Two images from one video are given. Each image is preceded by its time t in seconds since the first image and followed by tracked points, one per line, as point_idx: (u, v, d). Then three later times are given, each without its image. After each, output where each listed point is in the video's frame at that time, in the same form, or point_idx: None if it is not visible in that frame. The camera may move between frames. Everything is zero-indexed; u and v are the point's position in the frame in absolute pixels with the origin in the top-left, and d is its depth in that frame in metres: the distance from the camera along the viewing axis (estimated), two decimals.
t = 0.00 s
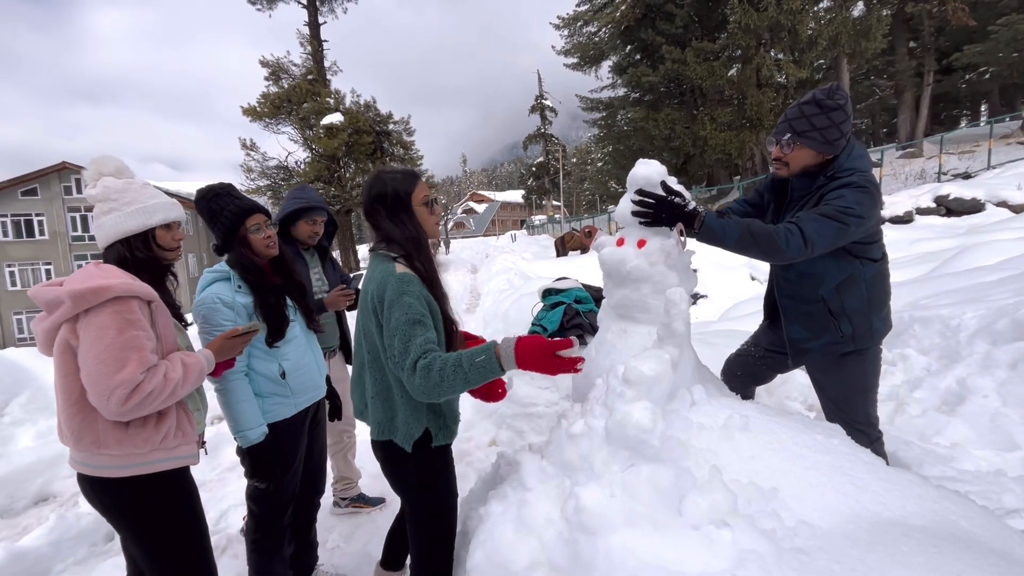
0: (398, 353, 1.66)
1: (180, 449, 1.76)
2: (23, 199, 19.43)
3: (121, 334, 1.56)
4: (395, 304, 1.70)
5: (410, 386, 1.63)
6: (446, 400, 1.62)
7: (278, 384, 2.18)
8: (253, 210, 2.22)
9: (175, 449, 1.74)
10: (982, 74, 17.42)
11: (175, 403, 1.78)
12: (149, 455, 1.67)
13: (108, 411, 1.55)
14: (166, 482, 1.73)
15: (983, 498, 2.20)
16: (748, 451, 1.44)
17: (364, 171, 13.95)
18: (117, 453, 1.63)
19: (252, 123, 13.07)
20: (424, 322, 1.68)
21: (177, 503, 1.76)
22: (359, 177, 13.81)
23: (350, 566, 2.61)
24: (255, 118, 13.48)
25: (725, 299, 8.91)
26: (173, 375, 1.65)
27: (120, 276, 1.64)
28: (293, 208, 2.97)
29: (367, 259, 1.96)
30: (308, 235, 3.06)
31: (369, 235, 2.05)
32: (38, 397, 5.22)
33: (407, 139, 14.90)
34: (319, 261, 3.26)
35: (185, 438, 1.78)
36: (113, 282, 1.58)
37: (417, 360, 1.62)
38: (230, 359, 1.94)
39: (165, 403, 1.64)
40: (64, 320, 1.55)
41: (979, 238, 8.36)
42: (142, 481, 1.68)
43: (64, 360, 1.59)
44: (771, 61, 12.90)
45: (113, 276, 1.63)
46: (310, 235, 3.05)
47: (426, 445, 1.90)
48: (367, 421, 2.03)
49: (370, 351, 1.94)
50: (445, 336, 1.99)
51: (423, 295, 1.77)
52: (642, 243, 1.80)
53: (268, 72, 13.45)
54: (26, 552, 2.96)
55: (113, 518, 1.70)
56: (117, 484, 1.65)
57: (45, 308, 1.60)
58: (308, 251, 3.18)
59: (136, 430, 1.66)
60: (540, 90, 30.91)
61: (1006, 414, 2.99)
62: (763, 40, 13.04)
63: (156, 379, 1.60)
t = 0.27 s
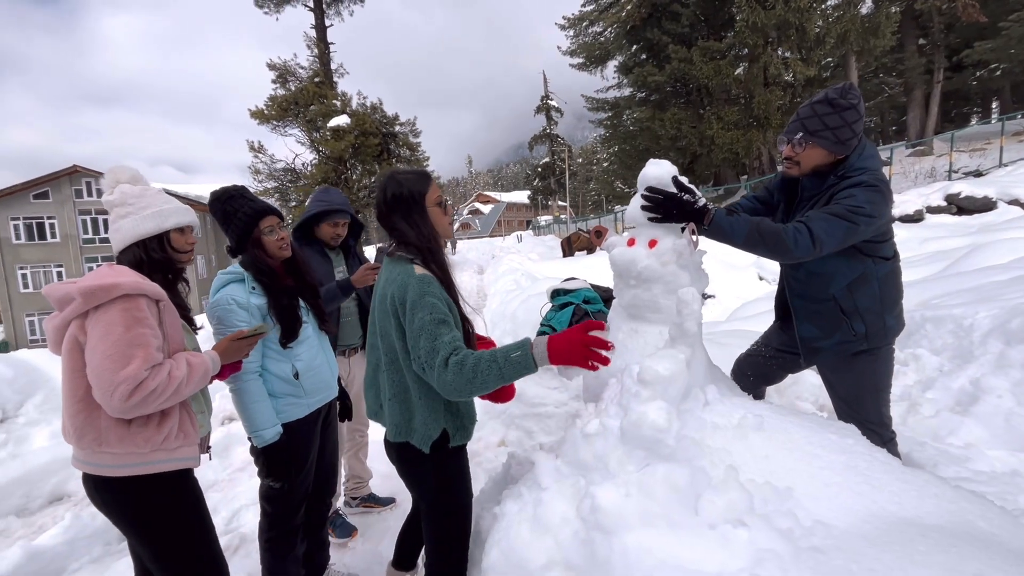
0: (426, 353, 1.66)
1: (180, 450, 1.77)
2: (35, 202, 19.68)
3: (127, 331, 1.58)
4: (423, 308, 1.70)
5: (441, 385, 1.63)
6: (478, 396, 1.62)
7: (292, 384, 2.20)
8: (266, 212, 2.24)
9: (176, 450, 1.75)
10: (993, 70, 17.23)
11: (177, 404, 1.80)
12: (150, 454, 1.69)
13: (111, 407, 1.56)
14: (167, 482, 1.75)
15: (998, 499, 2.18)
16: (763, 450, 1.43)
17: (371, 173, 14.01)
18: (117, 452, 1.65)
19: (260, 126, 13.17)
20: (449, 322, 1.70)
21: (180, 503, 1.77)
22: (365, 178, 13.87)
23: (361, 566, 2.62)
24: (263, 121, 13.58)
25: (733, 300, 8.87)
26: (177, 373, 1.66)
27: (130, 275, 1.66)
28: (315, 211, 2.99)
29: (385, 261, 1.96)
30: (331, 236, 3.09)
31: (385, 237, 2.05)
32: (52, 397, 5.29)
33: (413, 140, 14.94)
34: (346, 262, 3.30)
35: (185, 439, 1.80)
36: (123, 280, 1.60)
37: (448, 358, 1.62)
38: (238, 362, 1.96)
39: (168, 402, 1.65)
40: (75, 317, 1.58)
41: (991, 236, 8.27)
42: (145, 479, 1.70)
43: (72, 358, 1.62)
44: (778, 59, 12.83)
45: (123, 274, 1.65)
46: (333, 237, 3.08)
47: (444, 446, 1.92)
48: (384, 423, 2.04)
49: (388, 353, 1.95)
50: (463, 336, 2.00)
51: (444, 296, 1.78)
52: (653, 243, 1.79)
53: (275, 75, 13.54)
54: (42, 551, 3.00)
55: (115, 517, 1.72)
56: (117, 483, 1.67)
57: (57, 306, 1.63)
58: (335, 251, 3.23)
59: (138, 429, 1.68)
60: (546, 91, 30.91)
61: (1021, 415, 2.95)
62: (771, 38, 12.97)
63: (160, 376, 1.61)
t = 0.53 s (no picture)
0: (446, 356, 1.67)
1: (189, 445, 1.79)
2: (42, 205, 19.85)
3: (139, 327, 1.61)
4: (444, 309, 1.71)
5: (463, 386, 1.65)
6: (501, 393, 1.64)
7: (300, 381, 2.22)
8: (273, 212, 2.27)
9: (186, 445, 1.78)
10: (999, 66, 17.10)
11: (186, 399, 1.82)
12: (159, 449, 1.71)
13: (124, 402, 1.59)
14: (176, 476, 1.77)
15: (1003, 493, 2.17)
16: (765, 443, 1.44)
17: (374, 174, 14.05)
18: (129, 446, 1.67)
19: (264, 128, 13.25)
20: (467, 323, 1.72)
21: (188, 498, 1.80)
22: (369, 179, 13.91)
23: (367, 563, 2.65)
24: (267, 123, 13.65)
25: (737, 298, 8.85)
26: (187, 368, 1.69)
27: (139, 273, 1.69)
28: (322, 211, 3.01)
29: (398, 259, 1.97)
30: (339, 236, 3.11)
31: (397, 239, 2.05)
32: (62, 398, 5.35)
33: (416, 140, 14.97)
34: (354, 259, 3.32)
35: (194, 435, 1.82)
36: (133, 278, 1.63)
37: (469, 359, 1.64)
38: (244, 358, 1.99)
39: (178, 397, 1.68)
40: (86, 314, 1.60)
41: (997, 233, 8.23)
42: (154, 474, 1.72)
43: (84, 355, 1.64)
44: (782, 57, 12.80)
45: (132, 272, 1.68)
46: (340, 237, 3.11)
47: (458, 444, 1.94)
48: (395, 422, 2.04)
49: (401, 352, 1.96)
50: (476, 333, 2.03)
51: (460, 297, 1.79)
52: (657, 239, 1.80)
53: (279, 77, 13.61)
54: (54, 547, 3.04)
55: (124, 511, 1.74)
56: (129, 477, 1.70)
57: (67, 304, 1.65)
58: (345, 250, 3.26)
59: (149, 424, 1.70)
60: (549, 91, 30.91)
61: None
62: (774, 35, 12.93)
63: (172, 371, 1.64)
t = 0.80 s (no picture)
0: (456, 354, 1.71)
1: (197, 441, 1.82)
2: (46, 208, 19.95)
3: (145, 328, 1.64)
4: (452, 310, 1.74)
5: (474, 383, 1.69)
6: (507, 391, 1.68)
7: (304, 380, 2.25)
8: (279, 213, 2.31)
9: (194, 441, 1.81)
10: (1001, 62, 17.04)
11: (193, 397, 1.85)
12: (167, 445, 1.74)
13: (133, 401, 1.62)
14: (184, 472, 1.80)
15: (1000, 487, 2.19)
16: (759, 437, 1.46)
17: (376, 175, 14.07)
18: (139, 444, 1.70)
19: (266, 129, 13.29)
20: (476, 321, 1.75)
21: (196, 494, 1.82)
22: (371, 180, 13.94)
23: (371, 560, 2.68)
24: (268, 125, 13.70)
25: (738, 296, 8.86)
26: (193, 367, 1.72)
27: (143, 274, 1.72)
28: (325, 216, 3.01)
29: (405, 258, 1.99)
30: (346, 239, 3.13)
31: (402, 238, 2.07)
32: (67, 398, 5.39)
33: (417, 141, 15.00)
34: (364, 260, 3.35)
35: (201, 431, 1.85)
36: (137, 280, 1.66)
37: (478, 359, 1.67)
38: (247, 355, 2.02)
39: (185, 394, 1.71)
40: (93, 316, 1.63)
41: (999, 230, 8.21)
42: (163, 470, 1.75)
43: (91, 356, 1.67)
44: (783, 54, 12.79)
45: (136, 274, 1.71)
46: (347, 240, 3.13)
47: (465, 440, 1.97)
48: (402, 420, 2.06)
49: (408, 350, 1.97)
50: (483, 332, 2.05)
51: (469, 296, 1.82)
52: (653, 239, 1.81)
53: (280, 79, 13.66)
54: (62, 545, 3.08)
55: (135, 508, 1.78)
56: (139, 473, 1.73)
57: (71, 307, 1.68)
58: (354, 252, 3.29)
59: (157, 421, 1.73)
60: (549, 90, 30.92)
61: None
62: (775, 33, 12.91)
63: (178, 369, 1.68)
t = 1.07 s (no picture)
0: (447, 361, 1.71)
1: (187, 441, 1.83)
2: (45, 210, 19.97)
3: (131, 329, 1.64)
4: (444, 314, 1.75)
5: (464, 392, 1.71)
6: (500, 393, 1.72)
7: (298, 380, 2.26)
8: (277, 213, 2.33)
9: (183, 441, 1.81)
10: (998, 59, 17.05)
11: (182, 397, 1.85)
12: (155, 445, 1.75)
13: (121, 401, 1.63)
14: (173, 472, 1.81)
15: (990, 483, 2.19)
16: (744, 434, 1.47)
17: (374, 175, 14.08)
18: (128, 444, 1.71)
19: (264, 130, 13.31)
20: (468, 328, 1.75)
21: (185, 493, 1.83)
22: (369, 180, 13.95)
23: (365, 560, 2.70)
24: (267, 126, 13.72)
25: (736, 295, 8.88)
26: (181, 367, 1.73)
27: (131, 275, 1.72)
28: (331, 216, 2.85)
29: (398, 258, 1.98)
30: (351, 240, 2.98)
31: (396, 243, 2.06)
32: (65, 400, 5.40)
33: (415, 141, 15.00)
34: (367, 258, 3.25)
35: (191, 431, 1.85)
36: (125, 281, 1.66)
37: (468, 366, 1.69)
38: (239, 354, 2.03)
39: (173, 395, 1.72)
40: (81, 318, 1.63)
41: (996, 227, 8.22)
42: (152, 469, 1.76)
43: (79, 357, 1.68)
44: (780, 53, 12.80)
45: (124, 275, 1.71)
46: (352, 240, 2.98)
47: (456, 441, 1.98)
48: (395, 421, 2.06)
49: (400, 351, 1.97)
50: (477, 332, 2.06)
51: (461, 298, 1.83)
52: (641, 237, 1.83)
53: (278, 80, 13.67)
54: (58, 546, 3.09)
55: (124, 507, 1.78)
56: (128, 472, 1.73)
57: (60, 309, 1.69)
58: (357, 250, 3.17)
59: (147, 421, 1.73)
60: (548, 90, 30.92)
61: (1018, 402, 2.97)
62: (772, 31, 12.93)
63: (165, 370, 1.68)
